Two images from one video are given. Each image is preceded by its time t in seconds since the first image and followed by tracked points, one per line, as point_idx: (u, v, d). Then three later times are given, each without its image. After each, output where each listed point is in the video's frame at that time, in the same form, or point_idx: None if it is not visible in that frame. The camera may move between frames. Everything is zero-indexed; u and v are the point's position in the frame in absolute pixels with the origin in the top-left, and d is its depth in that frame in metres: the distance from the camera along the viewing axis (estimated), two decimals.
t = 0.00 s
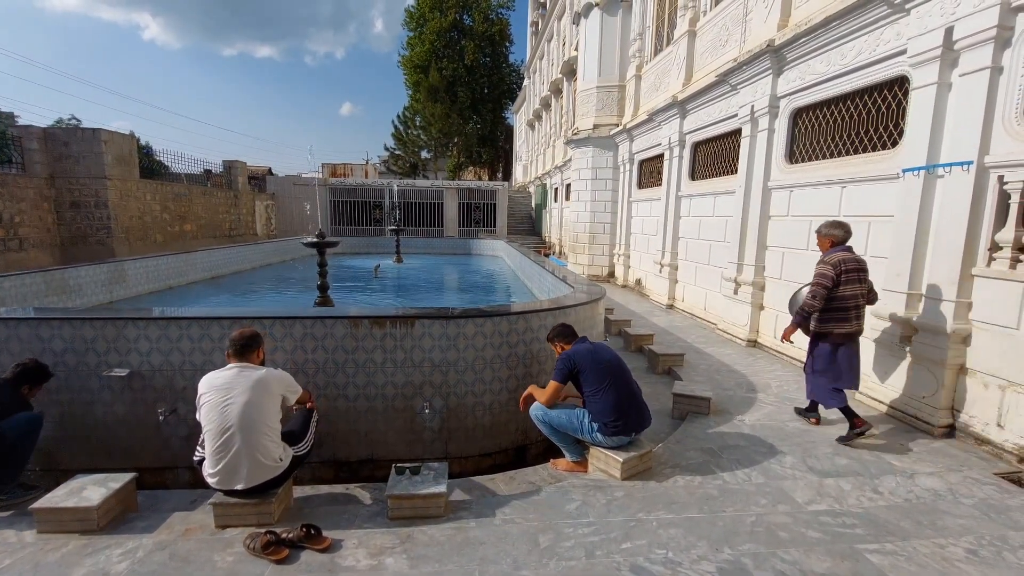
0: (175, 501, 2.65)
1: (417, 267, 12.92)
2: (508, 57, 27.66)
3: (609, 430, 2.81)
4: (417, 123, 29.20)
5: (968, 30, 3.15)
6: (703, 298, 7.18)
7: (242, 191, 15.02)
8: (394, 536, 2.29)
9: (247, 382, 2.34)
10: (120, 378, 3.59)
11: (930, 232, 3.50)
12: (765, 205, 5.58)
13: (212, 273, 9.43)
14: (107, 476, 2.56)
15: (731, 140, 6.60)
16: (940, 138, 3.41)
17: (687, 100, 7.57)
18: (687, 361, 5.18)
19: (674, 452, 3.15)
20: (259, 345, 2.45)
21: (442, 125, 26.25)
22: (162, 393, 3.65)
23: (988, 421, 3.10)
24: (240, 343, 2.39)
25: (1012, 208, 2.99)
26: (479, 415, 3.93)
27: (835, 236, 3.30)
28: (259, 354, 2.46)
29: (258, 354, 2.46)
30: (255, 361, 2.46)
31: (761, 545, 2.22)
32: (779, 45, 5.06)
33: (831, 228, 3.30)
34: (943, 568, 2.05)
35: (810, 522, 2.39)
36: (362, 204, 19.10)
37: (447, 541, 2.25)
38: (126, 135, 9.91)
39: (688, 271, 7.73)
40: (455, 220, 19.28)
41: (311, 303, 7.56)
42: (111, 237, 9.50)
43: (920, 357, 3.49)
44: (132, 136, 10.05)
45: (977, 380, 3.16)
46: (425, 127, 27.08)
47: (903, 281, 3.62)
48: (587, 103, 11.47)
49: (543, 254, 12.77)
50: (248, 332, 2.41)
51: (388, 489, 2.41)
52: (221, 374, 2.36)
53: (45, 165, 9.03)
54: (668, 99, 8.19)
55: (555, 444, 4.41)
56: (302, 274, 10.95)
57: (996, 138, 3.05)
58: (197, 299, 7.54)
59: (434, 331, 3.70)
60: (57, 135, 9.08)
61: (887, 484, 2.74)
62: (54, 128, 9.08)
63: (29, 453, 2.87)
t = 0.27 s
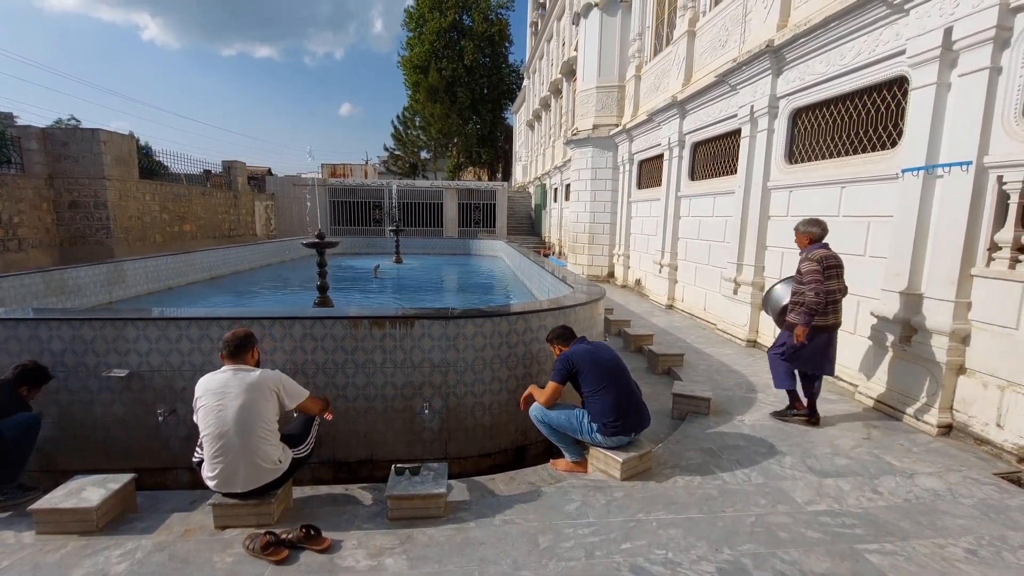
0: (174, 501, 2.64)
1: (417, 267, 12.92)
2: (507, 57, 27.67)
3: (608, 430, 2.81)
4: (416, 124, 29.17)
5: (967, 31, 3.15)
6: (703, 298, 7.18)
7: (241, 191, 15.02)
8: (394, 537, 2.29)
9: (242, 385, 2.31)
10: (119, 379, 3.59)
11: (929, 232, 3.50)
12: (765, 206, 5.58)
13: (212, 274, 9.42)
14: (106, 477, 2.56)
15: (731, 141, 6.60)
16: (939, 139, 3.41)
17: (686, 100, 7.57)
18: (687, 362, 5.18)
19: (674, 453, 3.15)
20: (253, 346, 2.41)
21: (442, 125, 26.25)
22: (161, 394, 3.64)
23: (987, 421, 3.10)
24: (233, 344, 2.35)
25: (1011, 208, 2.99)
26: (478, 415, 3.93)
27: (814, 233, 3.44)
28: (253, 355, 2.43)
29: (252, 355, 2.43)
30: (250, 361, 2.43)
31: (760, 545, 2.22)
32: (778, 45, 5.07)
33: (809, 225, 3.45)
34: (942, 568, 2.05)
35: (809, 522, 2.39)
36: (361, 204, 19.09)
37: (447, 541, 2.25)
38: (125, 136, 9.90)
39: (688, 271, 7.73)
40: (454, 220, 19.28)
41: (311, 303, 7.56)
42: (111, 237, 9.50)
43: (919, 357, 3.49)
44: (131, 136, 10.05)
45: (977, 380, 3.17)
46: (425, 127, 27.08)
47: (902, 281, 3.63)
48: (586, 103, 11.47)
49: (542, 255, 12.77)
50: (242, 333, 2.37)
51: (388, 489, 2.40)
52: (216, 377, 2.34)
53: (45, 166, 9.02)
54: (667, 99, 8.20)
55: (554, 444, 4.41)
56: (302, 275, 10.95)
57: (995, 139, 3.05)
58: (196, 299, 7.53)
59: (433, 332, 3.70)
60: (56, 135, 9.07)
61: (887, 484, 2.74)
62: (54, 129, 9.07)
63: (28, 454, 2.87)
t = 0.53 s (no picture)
0: (174, 502, 2.64)
1: (416, 267, 12.92)
2: (507, 58, 27.68)
3: (607, 430, 2.81)
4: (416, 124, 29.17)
5: (966, 31, 3.16)
6: (703, 298, 7.18)
7: (241, 191, 15.01)
8: (394, 537, 2.29)
9: (234, 391, 2.27)
10: (119, 379, 3.59)
11: (929, 232, 3.50)
12: (764, 206, 5.58)
13: (211, 274, 9.42)
14: (106, 477, 2.55)
15: (731, 141, 6.60)
16: (938, 139, 3.41)
17: (686, 101, 7.58)
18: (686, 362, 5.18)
19: (673, 453, 3.15)
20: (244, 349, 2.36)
21: (441, 126, 26.25)
22: (161, 394, 3.64)
23: (987, 421, 3.11)
24: (225, 348, 2.31)
25: (1011, 209, 2.99)
26: (478, 415, 3.93)
27: (778, 236, 3.60)
28: (243, 358, 2.38)
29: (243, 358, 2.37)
30: (242, 364, 2.39)
31: (760, 545, 2.22)
32: (778, 46, 5.08)
33: (774, 229, 3.60)
34: (942, 568, 2.05)
35: (809, 522, 2.39)
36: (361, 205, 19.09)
37: (447, 541, 2.25)
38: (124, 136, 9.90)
39: (688, 271, 7.74)
40: (454, 221, 19.28)
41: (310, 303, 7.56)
42: (110, 237, 9.50)
43: (918, 357, 3.49)
44: (131, 136, 10.05)
45: (976, 380, 3.17)
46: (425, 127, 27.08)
47: (902, 281, 3.63)
48: (586, 103, 11.48)
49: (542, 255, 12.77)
50: (233, 336, 2.32)
51: (388, 489, 2.40)
52: (209, 383, 2.30)
53: (44, 166, 9.02)
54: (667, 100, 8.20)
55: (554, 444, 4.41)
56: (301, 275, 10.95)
57: (995, 139, 3.05)
58: (196, 299, 7.53)
59: (433, 332, 3.70)
60: (56, 135, 9.07)
61: (887, 484, 2.74)
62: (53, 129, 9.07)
63: (27, 453, 2.86)
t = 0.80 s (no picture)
0: (173, 502, 2.64)
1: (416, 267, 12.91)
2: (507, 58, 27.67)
3: (607, 430, 2.81)
4: (416, 124, 29.16)
5: (966, 31, 3.16)
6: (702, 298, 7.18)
7: (241, 192, 15.01)
8: (393, 537, 2.29)
9: (226, 399, 2.21)
10: (118, 379, 3.58)
11: (928, 232, 3.50)
12: (764, 206, 5.58)
13: (211, 274, 9.42)
14: (105, 477, 2.55)
15: (730, 141, 6.60)
16: (938, 139, 3.41)
17: (685, 101, 7.58)
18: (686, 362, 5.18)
19: (673, 453, 3.15)
20: (235, 354, 2.29)
21: (441, 126, 26.24)
22: (160, 394, 3.64)
23: (986, 421, 3.11)
24: (215, 353, 2.24)
25: (1010, 209, 2.99)
26: (478, 415, 3.92)
27: (746, 234, 3.84)
28: (234, 362, 2.31)
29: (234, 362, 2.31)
30: (233, 368, 2.32)
31: (760, 546, 2.22)
32: (777, 46, 5.08)
33: (743, 228, 3.83)
34: (941, 568, 2.05)
35: (808, 523, 2.39)
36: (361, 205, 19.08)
37: (446, 542, 2.25)
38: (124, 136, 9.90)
39: (687, 271, 7.74)
40: (454, 221, 19.27)
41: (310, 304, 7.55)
42: (110, 238, 9.49)
43: (917, 357, 3.49)
44: (131, 137, 10.04)
45: (976, 381, 3.17)
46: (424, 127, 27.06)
47: (901, 281, 3.63)
48: (585, 103, 11.48)
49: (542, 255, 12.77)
50: (222, 340, 2.25)
51: (387, 489, 2.40)
52: (200, 390, 2.24)
53: (44, 166, 9.01)
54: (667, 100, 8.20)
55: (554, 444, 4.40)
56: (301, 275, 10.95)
57: (994, 139, 3.05)
58: (195, 300, 7.52)
59: (432, 332, 3.69)
60: (56, 135, 9.06)
61: (886, 484, 2.75)
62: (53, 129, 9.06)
63: (26, 454, 2.86)
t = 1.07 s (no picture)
0: (173, 502, 2.64)
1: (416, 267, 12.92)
2: (507, 58, 27.67)
3: (607, 430, 2.81)
4: (416, 124, 29.15)
5: (966, 31, 3.16)
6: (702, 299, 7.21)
7: (241, 192, 15.01)
8: (393, 538, 2.29)
9: (226, 401, 2.21)
10: (118, 379, 3.58)
11: (928, 233, 3.51)
12: (764, 207, 5.58)
13: (211, 274, 9.42)
14: (105, 477, 2.55)
15: (730, 141, 6.60)
16: (937, 140, 3.42)
17: (685, 101, 7.58)
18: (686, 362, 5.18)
19: (673, 453, 3.15)
20: (233, 356, 2.28)
21: (441, 126, 26.24)
22: (160, 394, 3.64)
23: (986, 421, 3.11)
24: (213, 355, 2.22)
25: (1010, 210, 3.00)
26: (478, 415, 3.92)
27: (731, 232, 3.86)
28: (233, 364, 2.30)
29: (233, 364, 2.29)
30: (232, 370, 2.31)
31: (759, 546, 2.22)
32: (777, 46, 5.08)
33: (727, 227, 3.88)
34: (941, 568, 2.05)
35: (808, 522, 2.39)
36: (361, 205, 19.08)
37: (446, 542, 2.25)
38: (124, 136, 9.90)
39: (687, 271, 7.74)
40: (454, 221, 19.27)
41: (310, 304, 7.55)
42: (110, 238, 9.49)
43: (917, 357, 3.49)
44: (131, 137, 10.04)
45: (976, 381, 3.17)
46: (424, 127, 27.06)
47: (901, 281, 3.63)
48: (585, 103, 11.48)
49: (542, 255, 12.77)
50: (220, 343, 2.23)
51: (387, 490, 2.40)
52: (199, 392, 2.24)
53: (43, 166, 9.01)
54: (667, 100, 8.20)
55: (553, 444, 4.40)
56: (301, 275, 10.95)
57: (994, 140, 3.05)
58: (195, 300, 7.52)
59: (432, 332, 3.69)
60: (55, 135, 9.06)
61: (886, 484, 2.75)
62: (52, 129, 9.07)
63: (26, 454, 2.86)
